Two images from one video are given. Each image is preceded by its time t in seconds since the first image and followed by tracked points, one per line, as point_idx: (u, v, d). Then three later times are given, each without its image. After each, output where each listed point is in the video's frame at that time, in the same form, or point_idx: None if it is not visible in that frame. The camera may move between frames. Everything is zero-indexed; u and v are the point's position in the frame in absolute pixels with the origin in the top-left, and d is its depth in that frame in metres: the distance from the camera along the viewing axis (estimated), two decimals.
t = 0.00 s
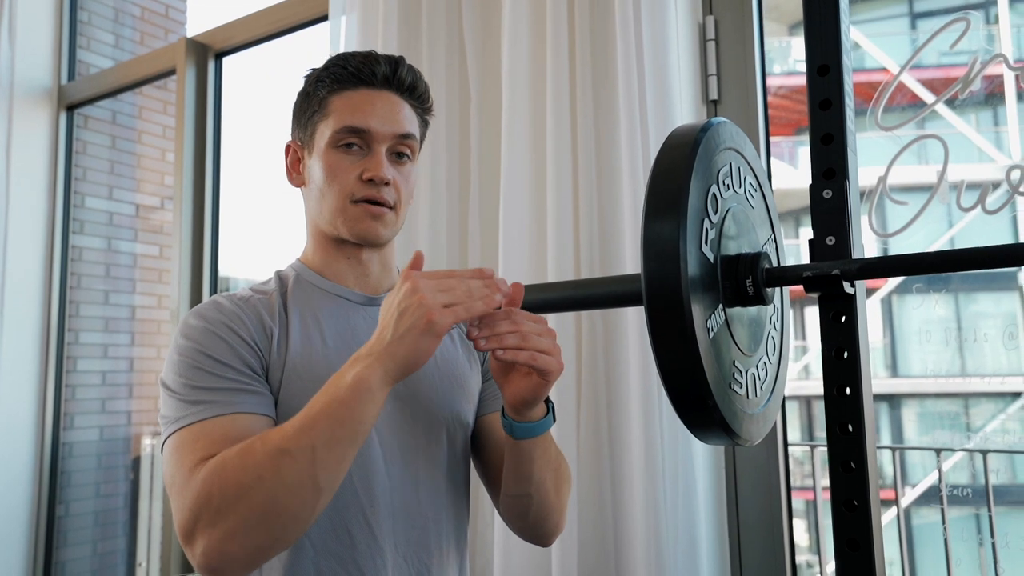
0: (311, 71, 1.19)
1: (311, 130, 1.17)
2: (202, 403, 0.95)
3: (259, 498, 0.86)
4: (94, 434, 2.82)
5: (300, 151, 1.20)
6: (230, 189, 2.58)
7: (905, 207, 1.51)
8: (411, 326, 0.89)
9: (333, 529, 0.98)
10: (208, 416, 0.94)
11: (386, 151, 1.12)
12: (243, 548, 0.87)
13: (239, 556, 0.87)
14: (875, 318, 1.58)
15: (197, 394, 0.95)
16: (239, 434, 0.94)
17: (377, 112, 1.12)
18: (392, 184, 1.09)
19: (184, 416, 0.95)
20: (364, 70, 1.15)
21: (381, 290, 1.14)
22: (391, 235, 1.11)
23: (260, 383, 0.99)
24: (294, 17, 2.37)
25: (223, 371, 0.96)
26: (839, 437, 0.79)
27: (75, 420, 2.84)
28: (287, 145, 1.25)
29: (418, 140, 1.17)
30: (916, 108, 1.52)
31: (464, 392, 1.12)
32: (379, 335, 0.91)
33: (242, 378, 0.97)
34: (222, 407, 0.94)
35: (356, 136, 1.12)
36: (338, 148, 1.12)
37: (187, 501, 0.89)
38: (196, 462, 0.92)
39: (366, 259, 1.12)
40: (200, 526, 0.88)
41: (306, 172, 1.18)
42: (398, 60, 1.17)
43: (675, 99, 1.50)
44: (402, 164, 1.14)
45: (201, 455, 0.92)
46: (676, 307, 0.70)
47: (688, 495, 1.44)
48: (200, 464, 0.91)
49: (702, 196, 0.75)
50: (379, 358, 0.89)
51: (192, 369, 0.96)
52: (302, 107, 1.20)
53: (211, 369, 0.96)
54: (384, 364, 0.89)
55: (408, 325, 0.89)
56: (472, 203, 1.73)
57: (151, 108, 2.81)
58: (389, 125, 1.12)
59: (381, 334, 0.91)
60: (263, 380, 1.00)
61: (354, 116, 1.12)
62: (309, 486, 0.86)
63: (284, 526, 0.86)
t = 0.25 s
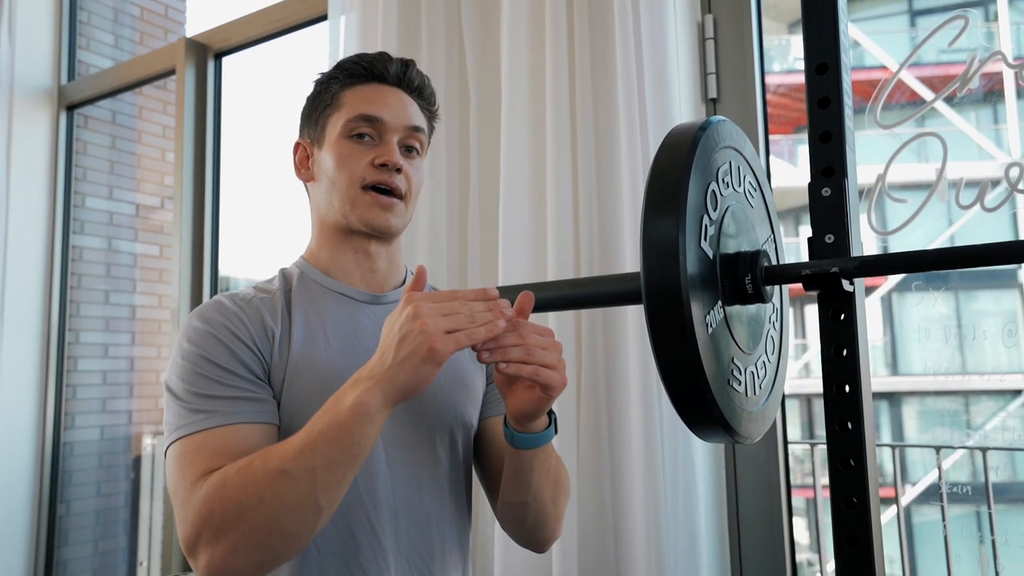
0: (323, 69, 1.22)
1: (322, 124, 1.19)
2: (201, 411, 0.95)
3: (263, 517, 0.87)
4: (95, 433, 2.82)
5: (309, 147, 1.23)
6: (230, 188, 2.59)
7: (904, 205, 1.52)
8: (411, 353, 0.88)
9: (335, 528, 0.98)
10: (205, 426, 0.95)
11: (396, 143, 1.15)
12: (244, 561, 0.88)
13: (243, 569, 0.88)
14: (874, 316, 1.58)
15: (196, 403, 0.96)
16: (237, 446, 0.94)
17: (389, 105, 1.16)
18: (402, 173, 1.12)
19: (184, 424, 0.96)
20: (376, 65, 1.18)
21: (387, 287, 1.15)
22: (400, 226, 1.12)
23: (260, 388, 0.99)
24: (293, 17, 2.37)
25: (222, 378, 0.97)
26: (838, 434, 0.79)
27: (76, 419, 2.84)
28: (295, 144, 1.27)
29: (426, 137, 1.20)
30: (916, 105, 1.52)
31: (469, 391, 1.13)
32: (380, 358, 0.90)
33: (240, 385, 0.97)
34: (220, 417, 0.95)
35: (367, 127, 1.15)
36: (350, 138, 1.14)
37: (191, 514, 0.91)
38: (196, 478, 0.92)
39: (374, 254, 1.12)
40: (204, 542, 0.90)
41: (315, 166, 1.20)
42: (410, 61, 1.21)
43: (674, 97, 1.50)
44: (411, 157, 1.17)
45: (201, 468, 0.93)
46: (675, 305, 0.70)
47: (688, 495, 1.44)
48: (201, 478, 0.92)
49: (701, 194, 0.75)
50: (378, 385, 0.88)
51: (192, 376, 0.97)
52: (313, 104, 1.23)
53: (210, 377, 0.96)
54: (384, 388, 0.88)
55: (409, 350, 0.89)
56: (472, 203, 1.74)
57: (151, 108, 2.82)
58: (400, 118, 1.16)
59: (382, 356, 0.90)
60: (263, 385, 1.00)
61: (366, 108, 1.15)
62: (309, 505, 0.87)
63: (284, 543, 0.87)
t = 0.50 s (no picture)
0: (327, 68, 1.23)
1: (325, 122, 1.20)
2: (202, 411, 0.96)
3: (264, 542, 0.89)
4: (99, 431, 2.83)
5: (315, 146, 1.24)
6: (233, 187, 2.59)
7: (906, 203, 1.52)
8: (416, 382, 0.86)
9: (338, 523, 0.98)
10: (206, 427, 0.95)
11: (397, 141, 1.16)
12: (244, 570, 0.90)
13: None
14: (877, 315, 1.58)
15: (198, 403, 0.96)
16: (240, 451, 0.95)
17: (389, 102, 1.16)
18: (401, 172, 1.12)
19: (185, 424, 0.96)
20: (378, 61, 1.18)
21: (393, 283, 1.16)
22: (401, 225, 1.13)
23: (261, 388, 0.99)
24: (295, 16, 2.38)
25: (224, 379, 0.97)
26: (839, 431, 0.79)
27: (79, 418, 2.85)
28: (304, 141, 1.29)
29: (430, 133, 1.20)
30: (918, 103, 1.52)
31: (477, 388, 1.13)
32: (383, 382, 0.88)
33: (243, 385, 0.97)
34: (221, 417, 0.95)
35: (368, 125, 1.16)
36: (350, 137, 1.15)
37: (192, 521, 0.91)
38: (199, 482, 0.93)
39: (380, 253, 1.13)
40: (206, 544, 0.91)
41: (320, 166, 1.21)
42: (412, 54, 1.21)
43: (675, 96, 1.50)
44: (413, 155, 1.17)
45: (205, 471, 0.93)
46: (675, 302, 0.70)
47: (690, 493, 1.44)
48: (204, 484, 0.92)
49: (702, 191, 0.75)
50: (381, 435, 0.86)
51: (196, 375, 0.97)
52: (319, 103, 1.24)
53: (212, 377, 0.97)
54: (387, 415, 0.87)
55: (413, 381, 0.86)
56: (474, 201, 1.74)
57: (154, 107, 2.82)
58: (401, 115, 1.16)
59: (385, 383, 0.88)
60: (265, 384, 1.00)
61: (366, 106, 1.16)
62: (310, 522, 0.88)
63: (285, 556, 0.89)
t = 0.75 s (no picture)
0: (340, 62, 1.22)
1: (337, 117, 1.20)
2: (180, 425, 0.94)
3: None
4: (102, 427, 2.84)
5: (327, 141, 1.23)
6: (235, 183, 2.59)
7: (908, 196, 1.51)
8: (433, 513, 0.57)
9: (352, 516, 1.00)
10: (184, 441, 0.94)
11: (407, 140, 1.15)
12: None
13: None
14: (879, 310, 1.58)
15: (178, 415, 0.94)
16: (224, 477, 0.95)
17: (400, 100, 1.15)
18: (410, 173, 1.12)
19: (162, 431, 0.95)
20: (390, 58, 1.17)
21: (401, 275, 1.15)
22: (410, 225, 1.14)
23: (247, 404, 0.98)
24: (297, 11, 2.38)
25: (213, 386, 0.96)
26: (840, 424, 0.79)
27: (83, 413, 2.86)
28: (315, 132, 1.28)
29: (441, 130, 1.19)
30: (920, 97, 1.52)
31: (486, 385, 1.14)
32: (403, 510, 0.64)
33: (228, 401, 0.96)
34: (200, 436, 0.94)
35: (378, 124, 1.15)
36: (360, 136, 1.14)
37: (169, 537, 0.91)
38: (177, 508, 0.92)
39: (390, 250, 1.14)
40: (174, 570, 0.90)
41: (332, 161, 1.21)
42: (425, 50, 1.20)
43: (677, 90, 1.50)
44: (423, 154, 1.16)
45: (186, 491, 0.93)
46: (677, 295, 0.70)
47: (692, 486, 1.44)
48: (184, 509, 0.92)
49: (703, 184, 0.75)
50: None
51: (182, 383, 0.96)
52: (331, 97, 1.23)
53: (197, 390, 0.95)
54: None
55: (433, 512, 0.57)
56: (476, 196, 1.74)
57: (157, 103, 2.82)
58: (412, 113, 1.15)
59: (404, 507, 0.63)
60: (254, 398, 0.98)
61: (377, 105, 1.15)
62: None
63: None
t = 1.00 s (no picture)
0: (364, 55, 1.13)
1: (358, 114, 1.12)
2: (179, 430, 0.96)
3: None
4: (96, 426, 2.83)
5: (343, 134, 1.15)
6: (230, 182, 2.59)
7: (901, 194, 1.52)
8: None
9: (354, 512, 1.01)
10: (184, 446, 0.96)
11: (435, 150, 1.09)
12: None
13: None
14: (873, 308, 1.58)
15: (177, 420, 0.96)
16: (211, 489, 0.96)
17: (432, 109, 1.08)
18: (437, 188, 1.08)
19: (161, 434, 0.96)
20: (423, 63, 1.11)
21: (405, 271, 1.13)
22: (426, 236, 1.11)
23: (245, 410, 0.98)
24: (292, 9, 2.37)
25: (210, 388, 0.96)
26: (833, 421, 0.80)
27: (77, 412, 2.85)
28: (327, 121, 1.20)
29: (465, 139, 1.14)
30: (914, 95, 1.52)
31: (486, 385, 1.14)
32: None
33: (227, 409, 0.97)
34: (199, 441, 0.96)
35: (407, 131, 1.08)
36: (387, 141, 1.08)
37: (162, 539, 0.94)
38: (163, 518, 0.94)
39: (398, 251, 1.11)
40: None
41: (349, 158, 1.13)
42: (456, 58, 1.14)
43: (671, 88, 1.50)
44: (447, 164, 1.11)
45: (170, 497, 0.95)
46: (670, 292, 0.71)
47: (686, 486, 1.45)
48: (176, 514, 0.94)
49: (697, 181, 0.76)
50: None
51: (181, 389, 0.97)
52: (350, 88, 1.14)
53: (197, 397, 0.96)
54: None
55: None
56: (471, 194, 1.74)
57: (150, 101, 2.82)
58: (443, 123, 1.08)
59: None
60: (252, 403, 0.99)
61: (406, 111, 1.07)
62: None
63: None
